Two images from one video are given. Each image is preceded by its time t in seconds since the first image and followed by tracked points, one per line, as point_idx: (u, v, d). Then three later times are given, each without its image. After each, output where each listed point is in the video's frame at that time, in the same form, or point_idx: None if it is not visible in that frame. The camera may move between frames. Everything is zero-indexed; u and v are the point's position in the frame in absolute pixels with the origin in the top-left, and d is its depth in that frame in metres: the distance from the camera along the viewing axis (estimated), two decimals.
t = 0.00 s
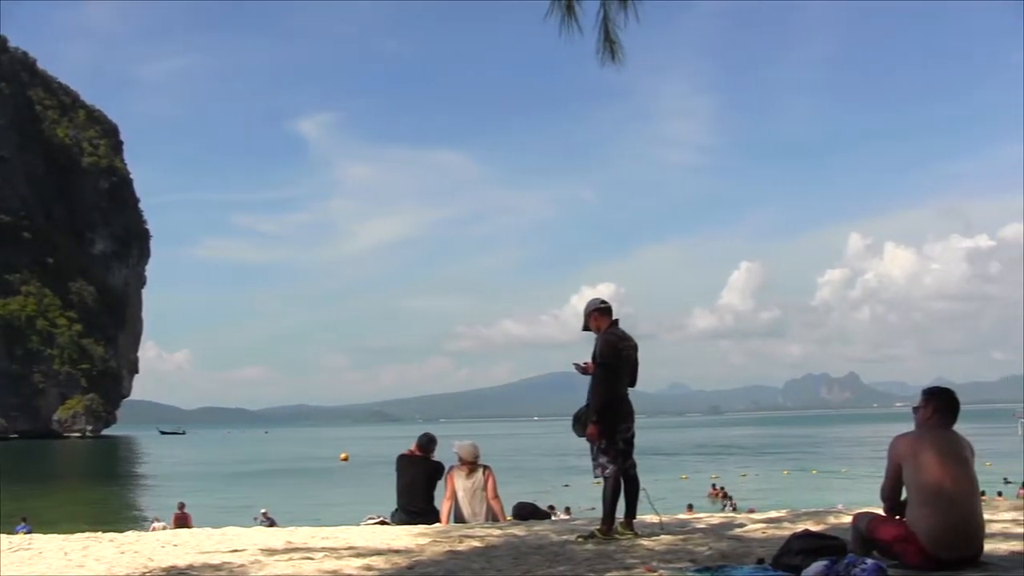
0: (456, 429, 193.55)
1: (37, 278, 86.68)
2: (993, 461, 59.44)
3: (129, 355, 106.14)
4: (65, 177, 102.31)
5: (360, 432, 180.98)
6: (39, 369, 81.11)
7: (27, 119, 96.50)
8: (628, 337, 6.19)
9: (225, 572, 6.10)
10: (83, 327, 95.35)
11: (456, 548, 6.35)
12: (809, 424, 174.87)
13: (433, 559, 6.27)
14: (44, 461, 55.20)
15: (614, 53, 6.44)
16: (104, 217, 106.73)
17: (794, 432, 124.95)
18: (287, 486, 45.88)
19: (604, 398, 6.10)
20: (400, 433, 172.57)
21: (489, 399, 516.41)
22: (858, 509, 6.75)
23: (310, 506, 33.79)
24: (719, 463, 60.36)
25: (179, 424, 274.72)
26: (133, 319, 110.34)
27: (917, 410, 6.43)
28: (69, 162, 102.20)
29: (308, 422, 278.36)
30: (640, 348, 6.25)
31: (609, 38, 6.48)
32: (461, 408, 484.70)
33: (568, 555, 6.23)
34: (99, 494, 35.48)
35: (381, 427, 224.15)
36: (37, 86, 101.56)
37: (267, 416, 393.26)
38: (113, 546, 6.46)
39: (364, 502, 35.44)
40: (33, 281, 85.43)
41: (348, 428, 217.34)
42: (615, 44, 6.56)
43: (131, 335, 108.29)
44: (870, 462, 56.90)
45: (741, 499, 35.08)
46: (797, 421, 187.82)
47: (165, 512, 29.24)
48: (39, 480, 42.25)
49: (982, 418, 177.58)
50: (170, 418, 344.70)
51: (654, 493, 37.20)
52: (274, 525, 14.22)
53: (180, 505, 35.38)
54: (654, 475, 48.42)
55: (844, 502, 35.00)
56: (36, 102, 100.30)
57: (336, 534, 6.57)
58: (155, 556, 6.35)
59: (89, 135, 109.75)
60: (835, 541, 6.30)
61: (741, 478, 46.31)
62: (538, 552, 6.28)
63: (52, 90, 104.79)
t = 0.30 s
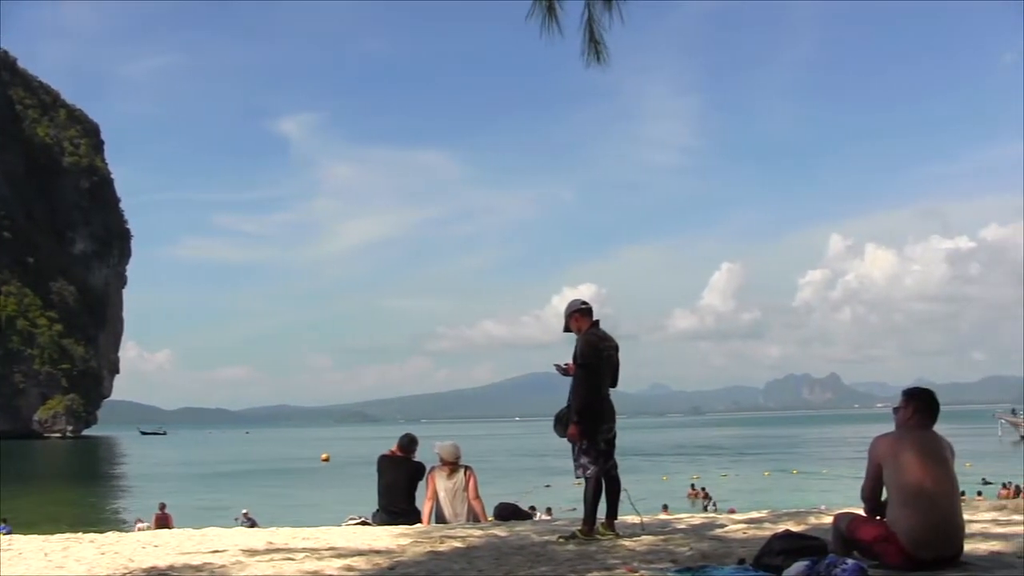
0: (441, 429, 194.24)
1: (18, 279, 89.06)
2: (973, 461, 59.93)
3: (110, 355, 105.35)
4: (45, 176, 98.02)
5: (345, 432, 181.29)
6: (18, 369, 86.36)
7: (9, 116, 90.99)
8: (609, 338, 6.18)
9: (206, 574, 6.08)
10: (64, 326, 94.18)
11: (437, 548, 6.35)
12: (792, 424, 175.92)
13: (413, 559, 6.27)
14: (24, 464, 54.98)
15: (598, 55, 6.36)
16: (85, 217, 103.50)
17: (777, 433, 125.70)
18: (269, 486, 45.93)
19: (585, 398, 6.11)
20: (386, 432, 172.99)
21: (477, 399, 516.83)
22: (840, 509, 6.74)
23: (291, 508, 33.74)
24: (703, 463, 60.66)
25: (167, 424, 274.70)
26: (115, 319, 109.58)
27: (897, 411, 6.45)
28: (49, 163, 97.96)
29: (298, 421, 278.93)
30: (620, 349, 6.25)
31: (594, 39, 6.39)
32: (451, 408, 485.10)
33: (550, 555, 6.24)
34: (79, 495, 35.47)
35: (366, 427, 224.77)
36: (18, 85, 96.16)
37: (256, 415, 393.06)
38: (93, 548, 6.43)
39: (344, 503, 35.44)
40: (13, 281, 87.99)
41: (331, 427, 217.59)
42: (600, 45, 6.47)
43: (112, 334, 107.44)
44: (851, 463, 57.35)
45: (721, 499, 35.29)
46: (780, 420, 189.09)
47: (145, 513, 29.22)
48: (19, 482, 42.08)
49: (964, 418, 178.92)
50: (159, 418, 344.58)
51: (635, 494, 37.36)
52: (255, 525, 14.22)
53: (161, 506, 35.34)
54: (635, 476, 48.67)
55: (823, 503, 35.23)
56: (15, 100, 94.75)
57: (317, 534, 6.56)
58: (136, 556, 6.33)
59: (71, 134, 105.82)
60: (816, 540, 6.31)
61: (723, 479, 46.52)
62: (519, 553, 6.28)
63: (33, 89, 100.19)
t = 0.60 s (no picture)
0: (430, 429, 194.95)
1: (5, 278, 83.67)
2: (958, 461, 60.30)
3: (94, 357, 104.80)
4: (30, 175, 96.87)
5: (334, 432, 181.43)
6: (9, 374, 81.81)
7: None
8: (595, 337, 6.17)
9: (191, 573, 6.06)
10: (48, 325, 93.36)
11: (422, 548, 6.35)
12: (779, 424, 176.81)
13: (399, 559, 6.27)
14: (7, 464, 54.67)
15: (587, 54, 6.20)
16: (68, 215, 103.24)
17: (765, 433, 126.12)
18: (255, 486, 45.88)
19: (570, 399, 6.11)
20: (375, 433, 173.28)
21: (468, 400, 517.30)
22: (824, 509, 6.75)
23: (275, 508, 33.66)
24: (690, 463, 60.90)
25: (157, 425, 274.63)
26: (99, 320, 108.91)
27: (882, 411, 6.47)
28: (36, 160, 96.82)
29: (290, 423, 279.17)
30: (605, 348, 6.25)
31: (583, 39, 6.24)
32: (443, 408, 485.37)
33: (535, 555, 6.24)
34: (64, 495, 35.38)
35: (356, 427, 225.02)
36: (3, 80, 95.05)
37: (248, 416, 392.76)
38: (78, 548, 6.43)
39: (329, 503, 35.38)
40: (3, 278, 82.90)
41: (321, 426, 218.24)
42: (589, 45, 6.30)
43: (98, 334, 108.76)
44: (838, 463, 57.65)
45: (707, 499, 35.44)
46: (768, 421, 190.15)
47: (128, 512, 29.15)
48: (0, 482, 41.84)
49: (950, 419, 180.16)
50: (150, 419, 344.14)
51: (619, 494, 37.46)
52: (241, 525, 14.21)
53: (145, 506, 35.30)
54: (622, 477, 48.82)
55: (807, 503, 35.41)
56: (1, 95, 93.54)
57: (303, 534, 6.56)
58: (121, 556, 6.32)
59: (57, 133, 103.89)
60: (800, 541, 6.31)
61: (710, 479, 46.71)
62: (505, 552, 6.28)
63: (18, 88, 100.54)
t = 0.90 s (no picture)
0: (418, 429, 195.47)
1: None
2: (941, 462, 60.78)
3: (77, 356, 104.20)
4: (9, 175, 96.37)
5: (321, 432, 181.75)
6: None
7: None
8: (575, 339, 6.20)
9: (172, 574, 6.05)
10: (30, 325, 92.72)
11: (404, 549, 6.34)
12: (764, 425, 177.94)
13: (381, 560, 6.25)
14: None
15: (569, 55, 6.18)
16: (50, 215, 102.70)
17: (750, 433, 126.81)
18: (240, 487, 45.85)
19: (551, 398, 6.13)
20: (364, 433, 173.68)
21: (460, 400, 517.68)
22: (806, 510, 6.76)
23: (259, 508, 33.64)
24: (675, 464, 61.20)
25: (149, 426, 274.39)
26: (83, 320, 108.20)
27: (864, 413, 6.47)
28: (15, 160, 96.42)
29: (282, 425, 278.96)
30: (587, 350, 6.26)
31: (565, 40, 6.23)
32: (435, 407, 485.79)
33: (517, 556, 6.23)
34: (47, 496, 35.25)
35: (343, 428, 225.83)
36: None
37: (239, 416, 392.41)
38: (59, 549, 6.41)
39: (313, 504, 35.40)
40: None
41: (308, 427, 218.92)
42: (569, 46, 6.28)
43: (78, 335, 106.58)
44: (822, 463, 58.03)
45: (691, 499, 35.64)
46: (754, 422, 191.37)
47: (111, 513, 29.14)
48: None
49: (933, 420, 181.54)
50: (142, 420, 343.73)
51: (603, 495, 37.67)
52: (223, 526, 14.22)
53: (128, 507, 35.29)
54: (608, 477, 49.02)
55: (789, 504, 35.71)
56: None
57: (285, 535, 6.55)
58: (102, 557, 6.31)
59: (36, 133, 103.63)
60: (781, 541, 6.32)
61: (696, 479, 46.92)
62: (487, 553, 6.28)
63: None
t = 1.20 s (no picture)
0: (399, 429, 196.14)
1: None
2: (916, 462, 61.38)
3: (49, 356, 102.82)
4: None
5: (302, 433, 181.88)
6: None
7: None
8: (550, 341, 6.26)
9: None
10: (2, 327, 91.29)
11: (379, 550, 6.34)
12: (742, 425, 179.07)
13: (355, 561, 6.25)
14: None
15: (543, 57, 6.21)
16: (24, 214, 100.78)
17: (731, 433, 127.44)
18: (218, 488, 45.88)
19: (526, 400, 6.19)
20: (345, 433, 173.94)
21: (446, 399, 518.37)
22: (780, 511, 6.79)
23: (235, 510, 33.56)
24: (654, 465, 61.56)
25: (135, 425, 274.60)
26: (56, 319, 106.76)
27: (836, 414, 6.51)
28: None
29: (268, 424, 279.32)
30: (560, 351, 6.32)
31: (539, 42, 6.24)
32: (423, 406, 486.32)
33: (492, 556, 6.23)
34: (19, 497, 35.21)
35: (326, 428, 226.45)
36: None
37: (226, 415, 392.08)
38: (32, 550, 6.39)
39: (289, 504, 35.36)
40: None
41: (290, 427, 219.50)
42: (545, 48, 6.30)
43: (51, 334, 105.26)
44: (800, 463, 58.62)
45: (664, 499, 35.90)
46: (735, 423, 192.53)
47: (84, 514, 29.03)
48: None
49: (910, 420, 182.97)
50: (128, 420, 343.05)
51: (578, 495, 37.95)
52: (197, 526, 14.21)
53: (101, 508, 35.14)
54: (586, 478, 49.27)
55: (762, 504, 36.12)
56: None
57: (259, 535, 6.55)
58: (75, 559, 6.28)
59: (10, 130, 101.18)
60: (757, 541, 6.34)
61: (673, 480, 47.21)
62: (462, 555, 6.27)
63: None
